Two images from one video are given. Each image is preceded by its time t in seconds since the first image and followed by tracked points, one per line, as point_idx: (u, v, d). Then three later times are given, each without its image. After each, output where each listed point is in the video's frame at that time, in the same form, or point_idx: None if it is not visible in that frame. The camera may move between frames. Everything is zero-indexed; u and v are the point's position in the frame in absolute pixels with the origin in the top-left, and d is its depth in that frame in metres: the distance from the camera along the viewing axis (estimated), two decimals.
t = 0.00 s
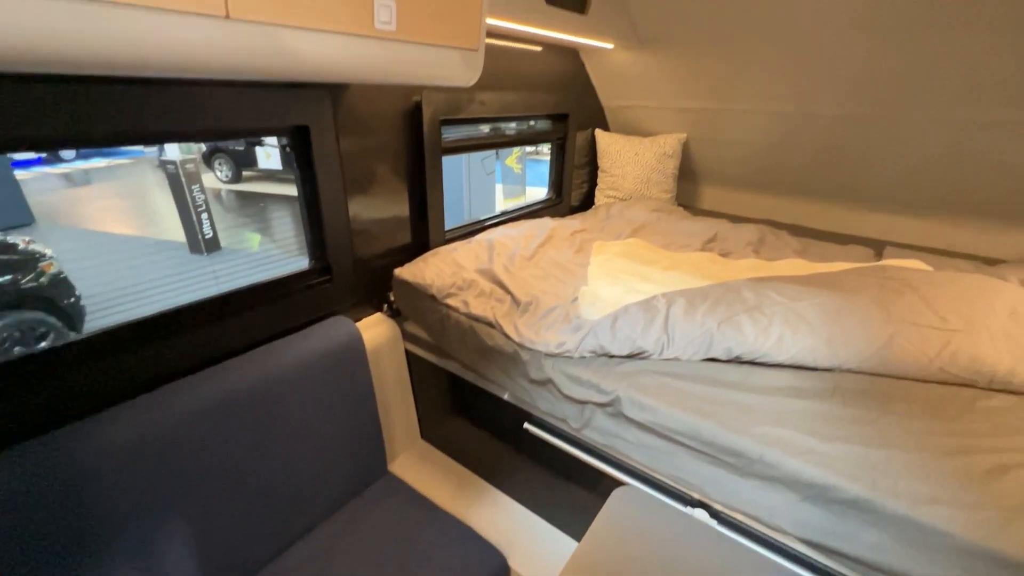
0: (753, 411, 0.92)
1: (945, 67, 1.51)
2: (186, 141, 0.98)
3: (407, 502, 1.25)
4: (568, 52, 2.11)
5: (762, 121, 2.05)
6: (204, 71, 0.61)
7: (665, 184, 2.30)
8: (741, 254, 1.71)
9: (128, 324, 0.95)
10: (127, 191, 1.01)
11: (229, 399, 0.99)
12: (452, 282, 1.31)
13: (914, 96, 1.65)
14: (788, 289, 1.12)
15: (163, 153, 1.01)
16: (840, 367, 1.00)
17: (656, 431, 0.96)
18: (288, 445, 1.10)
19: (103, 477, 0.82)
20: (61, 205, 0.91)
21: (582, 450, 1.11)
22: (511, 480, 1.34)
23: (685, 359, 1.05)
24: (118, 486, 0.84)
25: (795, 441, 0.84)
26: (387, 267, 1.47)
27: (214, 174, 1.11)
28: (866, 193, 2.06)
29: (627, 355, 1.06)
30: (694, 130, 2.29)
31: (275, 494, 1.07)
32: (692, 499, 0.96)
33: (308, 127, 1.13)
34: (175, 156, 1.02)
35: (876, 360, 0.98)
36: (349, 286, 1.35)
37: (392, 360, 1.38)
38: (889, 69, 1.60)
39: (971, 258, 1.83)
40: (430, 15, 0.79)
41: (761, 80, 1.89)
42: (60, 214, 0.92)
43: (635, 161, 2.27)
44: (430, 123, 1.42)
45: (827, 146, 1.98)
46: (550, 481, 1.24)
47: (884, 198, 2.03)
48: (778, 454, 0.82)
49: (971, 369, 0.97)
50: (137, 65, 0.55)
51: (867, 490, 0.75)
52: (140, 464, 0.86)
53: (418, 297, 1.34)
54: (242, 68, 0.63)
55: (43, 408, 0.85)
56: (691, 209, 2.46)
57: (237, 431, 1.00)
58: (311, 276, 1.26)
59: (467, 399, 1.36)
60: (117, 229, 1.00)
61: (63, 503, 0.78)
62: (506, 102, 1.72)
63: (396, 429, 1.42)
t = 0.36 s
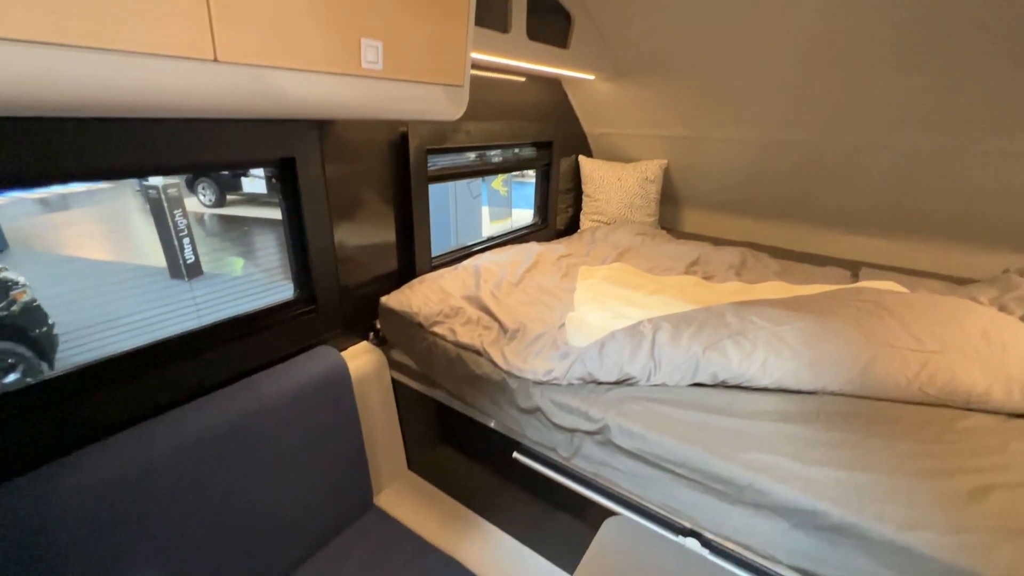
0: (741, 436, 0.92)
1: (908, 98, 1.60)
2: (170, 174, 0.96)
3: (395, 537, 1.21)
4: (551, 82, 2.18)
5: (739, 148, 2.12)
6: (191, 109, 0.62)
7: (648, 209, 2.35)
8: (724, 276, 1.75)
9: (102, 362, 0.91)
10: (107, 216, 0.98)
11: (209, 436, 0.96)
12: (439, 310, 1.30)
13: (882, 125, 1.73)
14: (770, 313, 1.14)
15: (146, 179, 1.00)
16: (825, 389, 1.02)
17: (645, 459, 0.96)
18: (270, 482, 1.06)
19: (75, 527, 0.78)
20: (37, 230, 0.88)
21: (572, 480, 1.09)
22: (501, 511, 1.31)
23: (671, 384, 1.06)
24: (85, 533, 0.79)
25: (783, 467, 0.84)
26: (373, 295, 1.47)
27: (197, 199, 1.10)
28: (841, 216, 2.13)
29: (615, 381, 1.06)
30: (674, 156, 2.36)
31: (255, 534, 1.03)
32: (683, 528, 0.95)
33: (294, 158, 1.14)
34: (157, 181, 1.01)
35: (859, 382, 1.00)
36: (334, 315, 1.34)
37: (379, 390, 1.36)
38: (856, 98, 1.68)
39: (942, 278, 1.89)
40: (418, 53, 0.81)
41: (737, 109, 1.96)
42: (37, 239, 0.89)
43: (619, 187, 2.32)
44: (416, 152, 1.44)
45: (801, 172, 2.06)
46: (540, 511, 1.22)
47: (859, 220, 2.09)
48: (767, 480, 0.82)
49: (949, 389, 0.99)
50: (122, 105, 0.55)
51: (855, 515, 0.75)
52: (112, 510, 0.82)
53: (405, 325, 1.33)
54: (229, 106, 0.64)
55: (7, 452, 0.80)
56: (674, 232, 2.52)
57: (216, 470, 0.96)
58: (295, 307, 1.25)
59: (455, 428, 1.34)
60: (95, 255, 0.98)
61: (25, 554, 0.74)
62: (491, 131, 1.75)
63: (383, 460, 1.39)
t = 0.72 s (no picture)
0: (731, 461, 0.92)
1: (879, 125, 1.67)
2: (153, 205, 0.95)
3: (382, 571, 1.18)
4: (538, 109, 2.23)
5: (720, 172, 2.18)
6: (178, 146, 0.62)
7: (633, 231, 2.39)
8: (709, 298, 1.78)
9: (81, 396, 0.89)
10: (88, 236, 0.92)
11: (192, 470, 0.92)
12: (428, 336, 1.30)
13: (855, 150, 1.80)
14: (756, 335, 1.16)
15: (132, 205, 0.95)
16: (811, 411, 1.03)
17: (636, 485, 0.95)
18: (254, 516, 1.02)
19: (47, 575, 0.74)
20: (10, 253, 0.82)
21: (564, 508, 1.08)
22: (491, 541, 1.29)
23: (660, 408, 1.06)
24: None
25: (773, 492, 0.84)
26: (361, 321, 1.46)
27: (181, 221, 1.05)
28: (820, 237, 2.19)
29: (604, 407, 1.06)
30: (658, 180, 2.41)
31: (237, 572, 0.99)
32: (676, 556, 0.94)
33: (282, 187, 1.14)
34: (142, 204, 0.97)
35: (843, 404, 1.02)
36: (321, 342, 1.32)
37: (368, 418, 1.33)
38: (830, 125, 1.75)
39: (919, 296, 1.95)
40: (405, 87, 0.83)
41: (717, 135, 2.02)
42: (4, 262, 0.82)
43: (605, 209, 2.36)
44: (404, 179, 1.45)
45: (781, 195, 2.12)
46: (532, 540, 1.20)
47: (838, 241, 2.16)
48: (757, 505, 0.82)
49: (930, 409, 1.01)
50: (108, 142, 0.55)
51: (845, 540, 0.76)
52: (87, 552, 0.78)
53: (393, 351, 1.32)
54: (219, 141, 0.64)
55: None
56: (660, 253, 2.56)
57: (198, 505, 0.93)
58: (281, 334, 1.24)
59: (444, 455, 1.32)
60: (70, 275, 0.92)
61: None
62: (478, 157, 1.78)
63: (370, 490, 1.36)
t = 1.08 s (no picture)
0: (720, 484, 0.92)
1: (852, 150, 1.73)
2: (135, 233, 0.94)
3: None
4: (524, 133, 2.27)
5: (703, 194, 2.24)
6: (165, 179, 0.62)
7: (620, 251, 2.43)
8: (695, 318, 1.80)
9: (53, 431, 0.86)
10: (66, 260, 0.90)
11: (170, 506, 0.89)
12: (415, 360, 1.29)
13: (831, 174, 1.86)
14: (741, 356, 1.17)
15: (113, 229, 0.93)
16: (796, 432, 1.04)
17: (626, 511, 0.95)
18: (235, 552, 0.99)
19: None
20: None
21: (554, 535, 1.06)
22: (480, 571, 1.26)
23: (648, 431, 1.07)
24: None
25: (761, 515, 0.85)
26: (348, 346, 1.44)
27: (164, 241, 1.04)
28: (801, 256, 2.24)
29: (593, 430, 1.06)
30: (642, 201, 2.46)
31: None
32: None
33: (268, 213, 1.14)
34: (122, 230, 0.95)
35: (828, 424, 1.03)
36: (307, 368, 1.30)
37: (353, 445, 1.31)
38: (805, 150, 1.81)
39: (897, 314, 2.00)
40: (392, 118, 0.84)
41: (699, 159, 2.08)
42: None
43: (591, 231, 2.39)
44: (392, 203, 1.46)
45: (761, 216, 2.18)
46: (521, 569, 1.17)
47: (818, 260, 2.21)
48: (747, 530, 0.83)
49: (911, 428, 1.03)
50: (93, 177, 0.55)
51: (833, 563, 0.76)
52: None
53: (380, 377, 1.31)
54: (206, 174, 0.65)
55: None
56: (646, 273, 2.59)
57: (176, 542, 0.90)
58: (265, 361, 1.22)
59: (431, 483, 1.30)
60: (45, 298, 0.89)
61: None
62: (466, 180, 1.80)
63: (356, 520, 1.33)
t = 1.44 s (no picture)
0: (707, 505, 0.92)
1: (827, 172, 1.79)
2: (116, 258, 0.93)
3: None
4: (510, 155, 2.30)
5: (686, 214, 2.28)
6: (150, 207, 0.62)
7: (606, 270, 2.46)
8: (681, 336, 1.82)
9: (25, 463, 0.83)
10: (49, 287, 0.88)
11: (148, 539, 0.86)
12: (402, 383, 1.28)
13: (807, 194, 1.92)
14: (726, 374, 1.19)
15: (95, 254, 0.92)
16: (781, 450, 1.05)
17: (614, 535, 0.94)
18: None
19: None
20: None
21: (542, 561, 1.05)
22: None
23: (636, 452, 1.07)
24: None
25: (747, 536, 0.85)
26: (333, 369, 1.42)
27: (147, 261, 1.02)
28: (782, 273, 2.29)
29: (580, 452, 1.06)
30: (628, 220, 2.50)
31: None
32: None
33: (253, 237, 1.14)
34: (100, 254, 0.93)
35: (811, 442, 1.04)
36: (291, 392, 1.28)
37: (338, 471, 1.28)
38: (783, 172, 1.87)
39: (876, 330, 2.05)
40: (378, 146, 0.85)
41: (681, 179, 2.13)
42: None
43: (578, 250, 2.42)
44: (378, 226, 1.47)
45: (743, 234, 2.23)
46: None
47: (799, 277, 2.26)
48: (734, 551, 0.83)
49: (892, 444, 1.04)
50: (76, 207, 0.55)
51: None
52: None
53: (366, 400, 1.29)
54: (191, 202, 0.65)
55: None
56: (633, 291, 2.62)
57: None
58: (248, 387, 1.20)
59: (418, 508, 1.27)
60: (25, 323, 0.87)
61: None
62: (453, 202, 1.82)
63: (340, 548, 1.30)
